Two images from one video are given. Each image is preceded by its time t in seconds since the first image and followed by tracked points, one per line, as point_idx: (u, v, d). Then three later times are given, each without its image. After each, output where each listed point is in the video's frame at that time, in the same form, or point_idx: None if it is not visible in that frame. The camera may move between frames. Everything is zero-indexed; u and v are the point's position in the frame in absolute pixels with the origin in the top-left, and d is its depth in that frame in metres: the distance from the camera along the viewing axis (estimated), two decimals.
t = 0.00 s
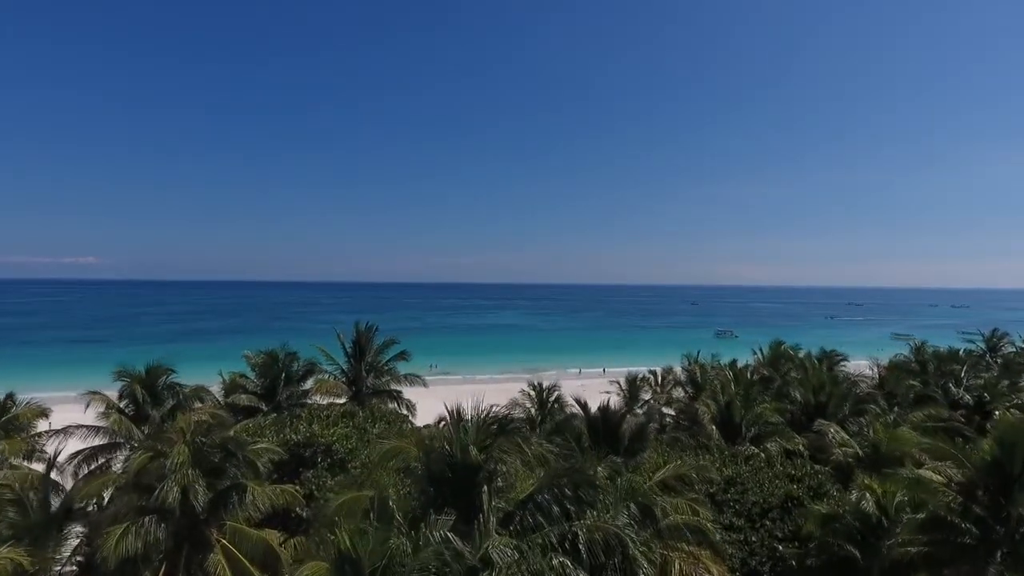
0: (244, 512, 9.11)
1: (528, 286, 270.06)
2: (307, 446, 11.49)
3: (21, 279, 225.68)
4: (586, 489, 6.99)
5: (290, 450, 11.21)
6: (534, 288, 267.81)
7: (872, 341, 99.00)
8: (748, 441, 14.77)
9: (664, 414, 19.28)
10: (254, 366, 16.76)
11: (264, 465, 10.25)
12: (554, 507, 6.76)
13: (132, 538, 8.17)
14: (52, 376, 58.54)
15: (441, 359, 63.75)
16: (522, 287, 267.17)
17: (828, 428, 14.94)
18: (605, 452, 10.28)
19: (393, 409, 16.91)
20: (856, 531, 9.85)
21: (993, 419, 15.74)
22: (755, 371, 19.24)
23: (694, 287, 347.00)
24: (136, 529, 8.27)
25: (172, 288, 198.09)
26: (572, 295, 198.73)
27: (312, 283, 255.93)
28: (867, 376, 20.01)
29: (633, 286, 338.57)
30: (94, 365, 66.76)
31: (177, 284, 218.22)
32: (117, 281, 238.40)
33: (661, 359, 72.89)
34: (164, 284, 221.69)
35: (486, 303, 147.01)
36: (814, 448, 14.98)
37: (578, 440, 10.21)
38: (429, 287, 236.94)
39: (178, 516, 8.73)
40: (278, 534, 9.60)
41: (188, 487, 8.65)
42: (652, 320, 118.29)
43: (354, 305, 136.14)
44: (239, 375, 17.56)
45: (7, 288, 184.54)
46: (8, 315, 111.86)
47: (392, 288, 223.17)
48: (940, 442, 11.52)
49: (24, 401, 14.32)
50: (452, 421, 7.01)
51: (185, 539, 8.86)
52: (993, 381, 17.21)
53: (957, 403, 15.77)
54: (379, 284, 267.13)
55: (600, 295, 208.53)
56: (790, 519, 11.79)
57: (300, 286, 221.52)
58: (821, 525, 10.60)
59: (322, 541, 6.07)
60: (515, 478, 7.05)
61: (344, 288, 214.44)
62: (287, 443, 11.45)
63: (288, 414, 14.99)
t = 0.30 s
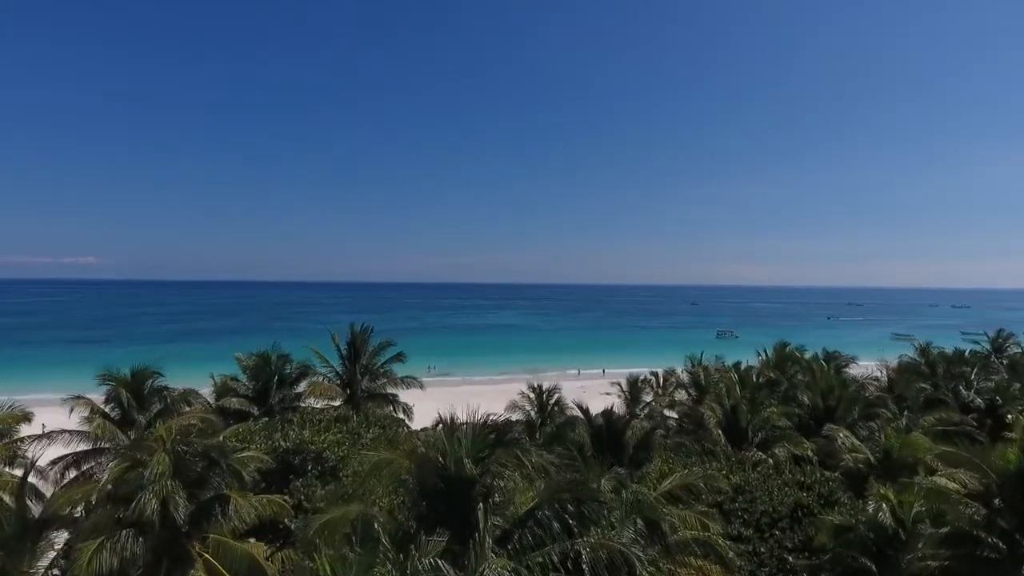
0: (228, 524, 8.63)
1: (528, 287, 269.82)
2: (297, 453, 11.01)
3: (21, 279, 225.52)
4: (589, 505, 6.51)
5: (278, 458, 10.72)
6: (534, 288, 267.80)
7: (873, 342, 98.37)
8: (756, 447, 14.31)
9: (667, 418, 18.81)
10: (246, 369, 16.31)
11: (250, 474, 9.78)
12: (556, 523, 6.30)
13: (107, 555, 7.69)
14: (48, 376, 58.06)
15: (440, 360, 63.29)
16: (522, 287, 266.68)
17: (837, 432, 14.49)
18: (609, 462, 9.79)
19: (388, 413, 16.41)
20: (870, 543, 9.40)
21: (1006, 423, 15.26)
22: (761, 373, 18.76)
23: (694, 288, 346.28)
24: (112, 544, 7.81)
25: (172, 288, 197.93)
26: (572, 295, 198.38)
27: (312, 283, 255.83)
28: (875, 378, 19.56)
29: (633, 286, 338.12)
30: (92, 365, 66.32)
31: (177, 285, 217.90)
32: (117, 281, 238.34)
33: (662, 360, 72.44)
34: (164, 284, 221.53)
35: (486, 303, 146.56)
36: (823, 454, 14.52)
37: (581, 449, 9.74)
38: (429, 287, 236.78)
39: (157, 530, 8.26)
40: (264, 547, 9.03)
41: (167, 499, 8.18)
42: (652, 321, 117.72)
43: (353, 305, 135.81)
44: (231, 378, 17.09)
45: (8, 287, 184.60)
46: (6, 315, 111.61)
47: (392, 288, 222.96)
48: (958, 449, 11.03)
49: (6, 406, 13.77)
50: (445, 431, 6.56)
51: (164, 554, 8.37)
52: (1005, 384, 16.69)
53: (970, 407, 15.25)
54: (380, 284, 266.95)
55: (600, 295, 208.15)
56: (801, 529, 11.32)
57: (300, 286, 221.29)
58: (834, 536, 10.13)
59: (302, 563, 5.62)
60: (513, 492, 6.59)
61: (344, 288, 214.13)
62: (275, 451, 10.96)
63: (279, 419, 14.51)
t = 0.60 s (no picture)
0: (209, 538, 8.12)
1: (528, 287, 269.27)
2: (285, 461, 10.52)
3: (21, 279, 225.41)
4: (594, 523, 6.01)
5: (266, 467, 10.23)
6: (534, 288, 267.46)
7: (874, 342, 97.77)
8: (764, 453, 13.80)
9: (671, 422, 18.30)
10: (237, 372, 15.85)
11: (235, 485, 9.27)
12: (557, 544, 5.80)
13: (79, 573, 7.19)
14: (45, 377, 57.59)
15: (439, 360, 62.84)
16: (522, 287, 266.16)
17: (848, 437, 14.00)
18: (613, 474, 9.26)
19: (384, 417, 15.92)
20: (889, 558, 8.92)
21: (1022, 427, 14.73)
22: (767, 374, 18.26)
23: (695, 288, 345.85)
24: (86, 560, 7.33)
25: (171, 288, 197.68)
26: (572, 296, 197.95)
27: (312, 284, 255.81)
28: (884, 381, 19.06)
29: (633, 287, 337.88)
30: (89, 365, 65.81)
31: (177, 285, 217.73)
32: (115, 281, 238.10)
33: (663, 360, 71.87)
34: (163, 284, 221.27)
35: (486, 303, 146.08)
36: (833, 460, 13.98)
37: (584, 458, 9.26)
38: (429, 287, 236.41)
39: (134, 545, 7.77)
40: (248, 563, 8.50)
41: (145, 511, 7.70)
42: (652, 321, 117.13)
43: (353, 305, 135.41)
44: (222, 381, 16.63)
45: (8, 288, 185.26)
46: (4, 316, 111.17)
47: (392, 288, 222.64)
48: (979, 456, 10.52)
49: None
50: (439, 442, 6.09)
51: (141, 569, 7.87)
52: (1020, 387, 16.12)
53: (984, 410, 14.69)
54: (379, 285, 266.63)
55: (600, 296, 207.75)
56: (813, 540, 10.79)
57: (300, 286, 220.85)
58: (849, 549, 9.61)
59: None
60: (513, 507, 6.08)
61: (344, 288, 213.81)
62: (263, 459, 10.49)
63: (269, 424, 14.02)
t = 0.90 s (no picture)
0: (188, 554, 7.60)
1: (528, 287, 268.82)
2: (273, 470, 9.99)
3: (22, 279, 225.35)
4: (602, 547, 5.50)
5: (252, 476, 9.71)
6: (535, 288, 267.10)
7: (876, 342, 97.11)
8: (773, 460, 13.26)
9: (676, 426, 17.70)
10: (227, 374, 15.36)
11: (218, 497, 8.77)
12: (559, 569, 5.32)
13: None
14: (42, 377, 57.15)
15: (438, 361, 62.46)
16: (522, 287, 265.87)
17: (859, 443, 13.51)
18: (619, 486, 8.73)
19: (379, 422, 15.47)
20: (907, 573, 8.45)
21: None
22: (773, 377, 17.73)
23: (695, 288, 345.42)
24: None
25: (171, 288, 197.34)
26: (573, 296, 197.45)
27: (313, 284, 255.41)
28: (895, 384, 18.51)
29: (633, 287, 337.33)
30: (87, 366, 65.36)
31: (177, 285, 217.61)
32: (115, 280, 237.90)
33: (663, 361, 71.32)
34: (163, 284, 220.92)
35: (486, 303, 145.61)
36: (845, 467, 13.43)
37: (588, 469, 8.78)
38: (429, 287, 235.88)
39: (106, 562, 7.24)
40: None
41: (118, 526, 7.17)
42: (653, 321, 116.49)
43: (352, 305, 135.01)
44: (212, 384, 16.12)
45: (8, 288, 185.25)
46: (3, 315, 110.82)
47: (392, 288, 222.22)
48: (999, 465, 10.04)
49: None
50: (431, 457, 5.65)
51: None
52: None
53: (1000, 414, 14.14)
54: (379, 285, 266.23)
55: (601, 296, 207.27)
56: (826, 552, 10.23)
57: (299, 286, 220.59)
58: (866, 564, 9.09)
59: None
60: (510, 527, 5.60)
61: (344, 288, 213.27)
62: (250, 469, 9.98)
63: (259, 430, 13.50)
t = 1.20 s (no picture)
0: None
1: (528, 287, 268.73)
2: (256, 483, 9.40)
3: (22, 279, 225.10)
4: None
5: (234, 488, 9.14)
6: (534, 288, 266.91)
7: (876, 342, 96.48)
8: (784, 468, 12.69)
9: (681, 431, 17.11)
10: (214, 377, 14.76)
11: (194, 515, 8.20)
12: None
13: None
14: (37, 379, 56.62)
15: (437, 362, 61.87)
16: (522, 287, 265.47)
17: (874, 450, 12.91)
18: (627, 502, 8.13)
19: (373, 427, 14.93)
20: None
21: None
22: (781, 379, 17.13)
23: (696, 287, 344.88)
24: None
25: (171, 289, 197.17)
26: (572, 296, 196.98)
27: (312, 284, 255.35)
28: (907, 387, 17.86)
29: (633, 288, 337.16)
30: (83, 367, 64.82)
31: (177, 285, 217.28)
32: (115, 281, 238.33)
33: (663, 361, 70.82)
34: (163, 284, 220.96)
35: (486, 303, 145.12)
36: (860, 476, 12.82)
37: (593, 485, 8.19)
38: (428, 288, 235.52)
39: None
40: None
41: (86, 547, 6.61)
42: (653, 322, 115.89)
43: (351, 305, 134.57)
44: (200, 388, 15.55)
45: (8, 288, 185.82)
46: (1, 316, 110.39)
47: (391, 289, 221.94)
48: None
49: None
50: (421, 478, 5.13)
51: None
52: None
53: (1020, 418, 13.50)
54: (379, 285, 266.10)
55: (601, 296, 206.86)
56: (844, 566, 9.62)
57: (300, 286, 220.52)
58: None
59: None
60: (509, 556, 5.05)
61: (344, 288, 213.14)
62: (230, 481, 9.37)
63: (247, 436, 12.95)
